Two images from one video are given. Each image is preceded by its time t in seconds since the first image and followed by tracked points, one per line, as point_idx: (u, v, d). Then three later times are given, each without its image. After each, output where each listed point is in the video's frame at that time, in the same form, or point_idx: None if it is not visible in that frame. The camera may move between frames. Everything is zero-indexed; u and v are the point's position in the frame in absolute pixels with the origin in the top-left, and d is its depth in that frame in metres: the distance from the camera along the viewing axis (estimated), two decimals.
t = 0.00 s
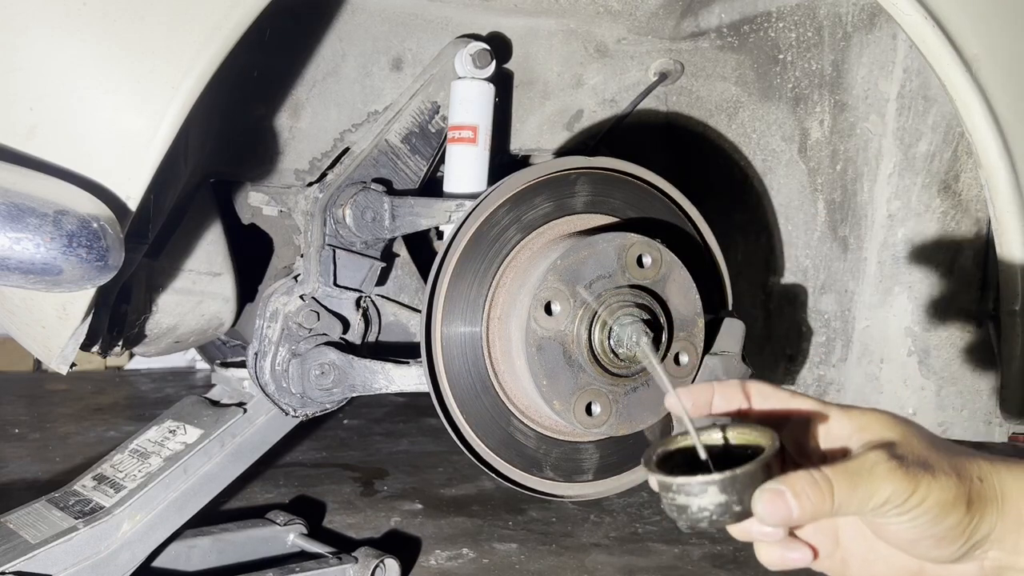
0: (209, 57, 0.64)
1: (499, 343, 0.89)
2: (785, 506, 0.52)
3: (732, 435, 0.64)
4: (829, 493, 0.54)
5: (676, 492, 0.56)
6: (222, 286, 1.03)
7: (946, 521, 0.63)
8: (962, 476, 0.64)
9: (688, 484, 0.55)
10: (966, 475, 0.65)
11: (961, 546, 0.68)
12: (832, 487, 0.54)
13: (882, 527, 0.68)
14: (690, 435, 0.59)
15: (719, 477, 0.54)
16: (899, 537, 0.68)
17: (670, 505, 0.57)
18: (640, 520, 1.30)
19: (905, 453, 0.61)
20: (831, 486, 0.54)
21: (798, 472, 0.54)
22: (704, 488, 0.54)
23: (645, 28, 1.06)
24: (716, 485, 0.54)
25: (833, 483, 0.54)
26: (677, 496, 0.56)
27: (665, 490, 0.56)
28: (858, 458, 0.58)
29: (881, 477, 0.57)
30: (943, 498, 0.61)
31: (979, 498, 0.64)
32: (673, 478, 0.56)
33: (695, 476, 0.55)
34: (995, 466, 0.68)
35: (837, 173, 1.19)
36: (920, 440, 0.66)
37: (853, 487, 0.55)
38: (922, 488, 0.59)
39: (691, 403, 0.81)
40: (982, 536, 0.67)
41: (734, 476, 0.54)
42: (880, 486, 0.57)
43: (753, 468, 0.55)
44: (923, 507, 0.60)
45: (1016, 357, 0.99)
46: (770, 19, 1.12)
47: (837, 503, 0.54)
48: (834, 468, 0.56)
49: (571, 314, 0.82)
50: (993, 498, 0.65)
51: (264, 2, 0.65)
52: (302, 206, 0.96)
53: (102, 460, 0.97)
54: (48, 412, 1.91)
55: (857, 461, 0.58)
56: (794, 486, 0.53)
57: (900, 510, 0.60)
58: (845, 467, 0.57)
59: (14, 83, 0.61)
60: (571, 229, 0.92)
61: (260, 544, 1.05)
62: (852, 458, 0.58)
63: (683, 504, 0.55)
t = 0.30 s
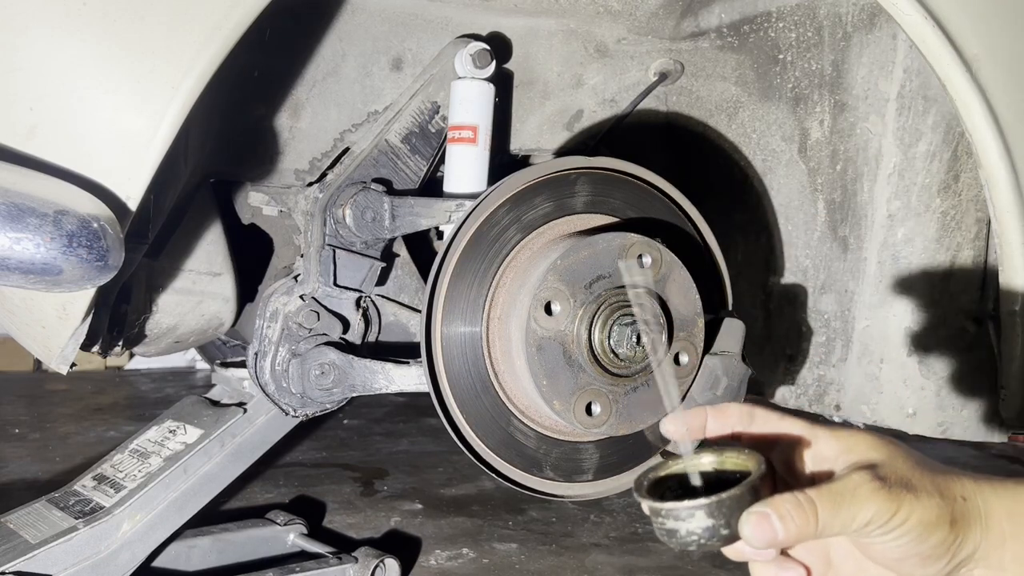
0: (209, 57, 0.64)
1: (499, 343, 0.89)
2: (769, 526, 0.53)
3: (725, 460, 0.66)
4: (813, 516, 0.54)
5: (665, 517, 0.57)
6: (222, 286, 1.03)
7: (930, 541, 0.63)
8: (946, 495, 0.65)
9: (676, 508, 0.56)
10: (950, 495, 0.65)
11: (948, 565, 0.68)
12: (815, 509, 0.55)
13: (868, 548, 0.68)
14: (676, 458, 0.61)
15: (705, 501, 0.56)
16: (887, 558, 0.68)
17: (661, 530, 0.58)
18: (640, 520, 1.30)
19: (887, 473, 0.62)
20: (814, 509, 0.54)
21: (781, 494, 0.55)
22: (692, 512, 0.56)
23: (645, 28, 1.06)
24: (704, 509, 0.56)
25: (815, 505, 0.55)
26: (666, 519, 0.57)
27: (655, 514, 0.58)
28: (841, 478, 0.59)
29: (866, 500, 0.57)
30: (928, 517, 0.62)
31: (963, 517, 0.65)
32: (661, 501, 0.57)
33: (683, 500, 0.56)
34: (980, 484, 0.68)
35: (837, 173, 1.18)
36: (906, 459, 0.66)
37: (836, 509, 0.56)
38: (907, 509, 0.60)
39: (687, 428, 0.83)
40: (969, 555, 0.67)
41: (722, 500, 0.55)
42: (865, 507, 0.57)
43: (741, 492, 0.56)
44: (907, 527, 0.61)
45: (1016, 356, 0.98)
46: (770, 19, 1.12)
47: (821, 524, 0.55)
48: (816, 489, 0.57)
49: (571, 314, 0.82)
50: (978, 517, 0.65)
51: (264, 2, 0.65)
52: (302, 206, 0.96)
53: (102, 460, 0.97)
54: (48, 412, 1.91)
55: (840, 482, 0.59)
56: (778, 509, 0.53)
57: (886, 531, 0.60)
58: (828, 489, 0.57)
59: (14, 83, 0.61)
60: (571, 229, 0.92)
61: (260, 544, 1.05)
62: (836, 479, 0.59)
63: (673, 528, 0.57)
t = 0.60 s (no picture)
0: (209, 57, 0.64)
1: (499, 343, 0.89)
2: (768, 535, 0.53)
3: (723, 472, 0.68)
4: (810, 526, 0.55)
5: (666, 527, 0.58)
6: (222, 286, 1.03)
7: (927, 550, 0.64)
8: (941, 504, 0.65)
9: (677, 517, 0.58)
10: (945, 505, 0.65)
11: None
12: (812, 518, 0.55)
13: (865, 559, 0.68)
14: (679, 470, 0.62)
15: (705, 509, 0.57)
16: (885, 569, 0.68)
17: (662, 540, 0.59)
18: (640, 520, 1.30)
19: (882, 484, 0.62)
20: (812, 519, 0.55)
21: (779, 504, 0.55)
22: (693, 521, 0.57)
23: (645, 28, 1.06)
24: (704, 517, 0.57)
25: (813, 515, 0.55)
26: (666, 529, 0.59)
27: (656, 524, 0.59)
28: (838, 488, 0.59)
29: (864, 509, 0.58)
30: (924, 526, 0.62)
31: (959, 527, 0.65)
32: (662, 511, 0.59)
33: (683, 509, 0.58)
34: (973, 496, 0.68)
35: (837, 173, 1.18)
36: (901, 471, 0.67)
37: (833, 518, 0.56)
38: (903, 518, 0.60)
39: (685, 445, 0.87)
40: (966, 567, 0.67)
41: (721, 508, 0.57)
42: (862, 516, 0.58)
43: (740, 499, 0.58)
44: (904, 536, 0.61)
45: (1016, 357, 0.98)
46: (770, 19, 1.12)
47: (819, 533, 0.55)
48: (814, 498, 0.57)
49: (571, 314, 0.82)
50: (974, 528, 0.66)
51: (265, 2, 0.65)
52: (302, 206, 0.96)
53: (102, 460, 0.97)
54: (48, 412, 1.91)
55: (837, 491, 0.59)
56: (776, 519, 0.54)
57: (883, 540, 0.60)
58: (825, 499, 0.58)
59: (14, 83, 0.61)
60: (571, 229, 0.92)
61: (260, 544, 1.05)
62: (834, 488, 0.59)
63: (674, 538, 0.58)
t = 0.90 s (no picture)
0: (209, 57, 0.64)
1: (499, 343, 0.89)
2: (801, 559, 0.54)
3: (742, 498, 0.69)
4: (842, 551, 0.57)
5: (688, 551, 0.59)
6: (222, 286, 1.03)
7: None
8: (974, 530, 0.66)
9: (704, 542, 0.59)
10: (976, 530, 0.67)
11: None
12: (842, 542, 0.57)
13: None
14: (701, 489, 0.63)
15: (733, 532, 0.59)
16: None
17: (681, 565, 0.60)
18: (640, 520, 1.30)
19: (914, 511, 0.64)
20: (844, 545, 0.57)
21: (809, 532, 0.57)
22: (722, 546, 0.58)
23: (645, 28, 1.06)
24: (730, 540, 0.59)
25: (844, 541, 0.57)
26: (690, 554, 0.59)
27: (676, 548, 0.60)
28: (867, 513, 0.61)
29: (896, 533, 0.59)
30: (958, 551, 0.63)
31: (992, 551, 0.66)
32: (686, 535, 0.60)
33: (710, 532, 0.59)
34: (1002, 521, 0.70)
35: (837, 174, 1.17)
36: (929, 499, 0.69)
37: (864, 544, 0.58)
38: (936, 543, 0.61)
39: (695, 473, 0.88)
40: None
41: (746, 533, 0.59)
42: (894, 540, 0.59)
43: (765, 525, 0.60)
44: (937, 562, 0.62)
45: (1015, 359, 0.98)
46: (770, 19, 1.12)
47: (850, 560, 0.57)
48: (844, 525, 0.59)
49: (571, 314, 0.82)
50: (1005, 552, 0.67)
51: (265, 2, 0.65)
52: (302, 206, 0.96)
53: (102, 460, 0.97)
54: (48, 412, 1.91)
55: (866, 516, 0.61)
56: (806, 543, 0.56)
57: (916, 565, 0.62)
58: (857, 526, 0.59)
59: (15, 83, 0.61)
60: (571, 229, 0.93)
61: (260, 544, 1.05)
62: (863, 513, 0.61)
63: (697, 563, 0.59)
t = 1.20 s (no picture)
0: (209, 57, 0.64)
1: (499, 343, 0.89)
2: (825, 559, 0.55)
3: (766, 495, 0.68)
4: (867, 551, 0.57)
5: (712, 548, 0.59)
6: (222, 286, 1.03)
7: None
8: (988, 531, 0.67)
9: (729, 538, 0.58)
10: (993, 533, 0.68)
11: None
12: (868, 542, 0.58)
13: None
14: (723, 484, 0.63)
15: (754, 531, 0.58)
16: None
17: (704, 561, 0.60)
18: (641, 520, 1.30)
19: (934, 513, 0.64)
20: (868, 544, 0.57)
21: (835, 531, 0.57)
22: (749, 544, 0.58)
23: (645, 28, 1.06)
24: (754, 540, 0.58)
25: (868, 540, 0.58)
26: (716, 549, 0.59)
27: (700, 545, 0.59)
28: (893, 513, 0.62)
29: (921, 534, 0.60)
30: (975, 554, 0.64)
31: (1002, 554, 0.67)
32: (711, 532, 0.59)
33: (735, 530, 0.58)
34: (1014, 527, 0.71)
35: (836, 173, 1.17)
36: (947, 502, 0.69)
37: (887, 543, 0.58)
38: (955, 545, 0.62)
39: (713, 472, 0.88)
40: None
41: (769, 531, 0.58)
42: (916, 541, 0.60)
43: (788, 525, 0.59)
44: (953, 561, 0.64)
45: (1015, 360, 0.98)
46: (770, 19, 1.12)
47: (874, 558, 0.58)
48: (868, 525, 0.60)
49: (571, 315, 0.82)
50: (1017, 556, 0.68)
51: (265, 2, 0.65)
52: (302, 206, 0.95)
53: (102, 460, 0.97)
54: (48, 412, 1.91)
55: (890, 516, 0.61)
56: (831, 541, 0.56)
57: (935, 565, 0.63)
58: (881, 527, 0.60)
59: (14, 83, 0.61)
60: (571, 229, 0.93)
61: (260, 544, 1.05)
62: (887, 514, 0.62)
63: (720, 561, 0.58)
